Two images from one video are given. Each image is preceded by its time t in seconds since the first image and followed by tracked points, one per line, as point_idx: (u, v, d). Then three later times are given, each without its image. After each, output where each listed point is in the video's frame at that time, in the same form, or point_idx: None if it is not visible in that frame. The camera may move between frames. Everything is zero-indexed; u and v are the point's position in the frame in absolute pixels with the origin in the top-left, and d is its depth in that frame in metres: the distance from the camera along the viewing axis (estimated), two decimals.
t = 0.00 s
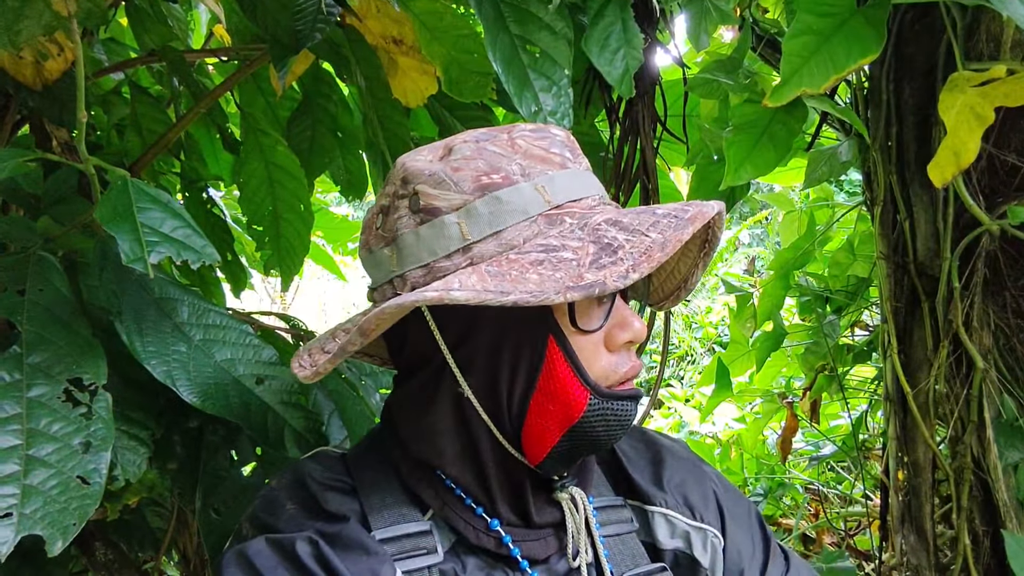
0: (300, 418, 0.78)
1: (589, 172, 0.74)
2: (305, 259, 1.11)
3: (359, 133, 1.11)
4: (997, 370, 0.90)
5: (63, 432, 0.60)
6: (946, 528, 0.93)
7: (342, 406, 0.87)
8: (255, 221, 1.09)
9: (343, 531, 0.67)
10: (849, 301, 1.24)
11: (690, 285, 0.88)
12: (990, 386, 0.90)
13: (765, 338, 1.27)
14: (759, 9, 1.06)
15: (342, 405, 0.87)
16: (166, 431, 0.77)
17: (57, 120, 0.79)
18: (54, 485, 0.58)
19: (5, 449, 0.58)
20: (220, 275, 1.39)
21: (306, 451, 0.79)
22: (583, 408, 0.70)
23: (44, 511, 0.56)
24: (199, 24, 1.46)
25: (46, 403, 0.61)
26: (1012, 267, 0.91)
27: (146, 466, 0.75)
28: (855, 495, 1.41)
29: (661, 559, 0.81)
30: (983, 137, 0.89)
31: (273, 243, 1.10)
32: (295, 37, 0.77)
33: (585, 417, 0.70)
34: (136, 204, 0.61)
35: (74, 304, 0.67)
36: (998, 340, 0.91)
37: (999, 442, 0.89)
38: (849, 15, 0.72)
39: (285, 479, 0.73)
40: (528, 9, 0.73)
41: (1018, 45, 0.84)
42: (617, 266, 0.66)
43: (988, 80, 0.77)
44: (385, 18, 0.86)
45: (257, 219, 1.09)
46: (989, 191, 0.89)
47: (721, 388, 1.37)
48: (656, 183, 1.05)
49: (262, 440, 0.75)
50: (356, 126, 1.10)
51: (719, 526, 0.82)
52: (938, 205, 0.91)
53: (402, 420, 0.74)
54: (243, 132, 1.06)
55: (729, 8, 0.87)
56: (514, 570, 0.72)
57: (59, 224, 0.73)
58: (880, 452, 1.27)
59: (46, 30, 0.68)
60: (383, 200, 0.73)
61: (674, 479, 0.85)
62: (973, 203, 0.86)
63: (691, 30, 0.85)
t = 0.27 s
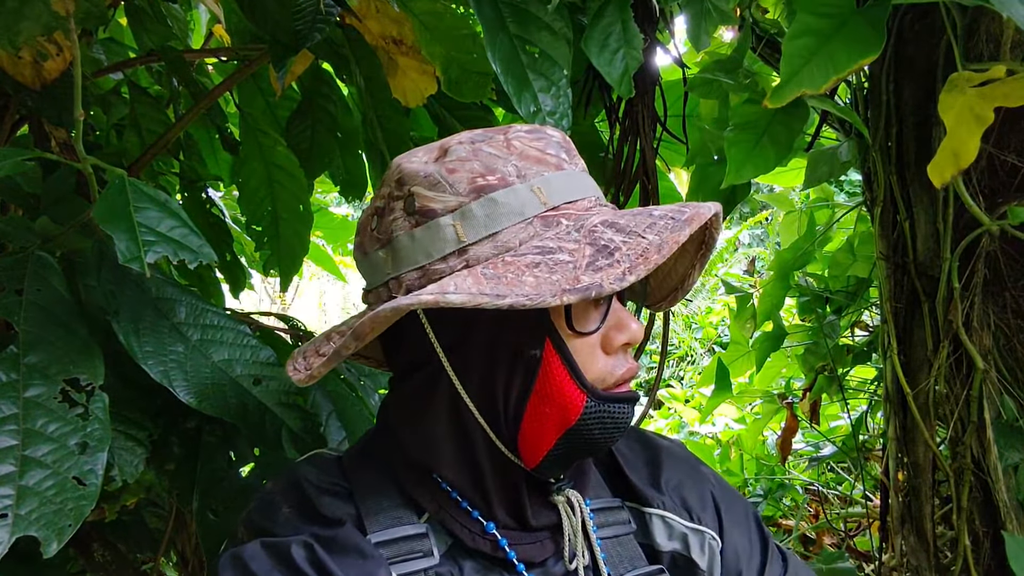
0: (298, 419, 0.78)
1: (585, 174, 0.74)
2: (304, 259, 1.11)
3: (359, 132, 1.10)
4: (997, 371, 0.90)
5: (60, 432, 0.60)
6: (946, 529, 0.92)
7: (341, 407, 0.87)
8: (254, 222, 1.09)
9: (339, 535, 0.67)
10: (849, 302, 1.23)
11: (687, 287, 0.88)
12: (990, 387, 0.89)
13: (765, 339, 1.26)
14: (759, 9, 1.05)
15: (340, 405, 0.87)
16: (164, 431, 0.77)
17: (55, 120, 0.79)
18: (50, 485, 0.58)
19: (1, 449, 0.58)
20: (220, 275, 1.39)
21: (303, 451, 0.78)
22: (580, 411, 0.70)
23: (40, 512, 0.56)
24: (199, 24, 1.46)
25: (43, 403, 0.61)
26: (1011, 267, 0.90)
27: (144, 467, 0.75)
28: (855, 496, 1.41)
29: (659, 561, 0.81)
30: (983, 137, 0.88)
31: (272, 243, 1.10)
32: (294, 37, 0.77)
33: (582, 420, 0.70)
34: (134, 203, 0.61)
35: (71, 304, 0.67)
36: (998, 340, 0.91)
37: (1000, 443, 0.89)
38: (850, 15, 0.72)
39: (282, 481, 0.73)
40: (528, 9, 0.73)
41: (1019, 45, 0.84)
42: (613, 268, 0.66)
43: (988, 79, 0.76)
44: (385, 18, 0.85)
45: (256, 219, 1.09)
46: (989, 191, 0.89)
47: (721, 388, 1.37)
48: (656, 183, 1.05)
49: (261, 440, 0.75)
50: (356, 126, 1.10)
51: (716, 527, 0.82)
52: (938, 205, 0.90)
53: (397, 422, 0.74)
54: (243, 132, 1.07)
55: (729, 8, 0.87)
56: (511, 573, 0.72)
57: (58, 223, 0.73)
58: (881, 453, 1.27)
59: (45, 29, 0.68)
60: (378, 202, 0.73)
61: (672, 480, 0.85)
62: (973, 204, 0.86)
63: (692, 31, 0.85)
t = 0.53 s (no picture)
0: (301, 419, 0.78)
1: (585, 176, 0.74)
2: (305, 260, 1.11)
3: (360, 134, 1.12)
4: (998, 371, 0.90)
5: (65, 432, 0.60)
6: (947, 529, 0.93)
7: (343, 407, 0.87)
8: (256, 222, 1.09)
9: (340, 534, 0.67)
10: (850, 302, 1.24)
11: (686, 288, 0.88)
12: (991, 387, 0.89)
13: (766, 339, 1.27)
14: (760, 10, 1.06)
15: (343, 405, 0.87)
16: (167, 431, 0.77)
17: (58, 121, 0.79)
18: (56, 485, 0.58)
19: (7, 449, 0.58)
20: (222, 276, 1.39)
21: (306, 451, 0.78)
22: (580, 414, 0.70)
23: (45, 511, 0.56)
24: (200, 25, 1.46)
25: (48, 403, 0.61)
26: (1012, 267, 0.90)
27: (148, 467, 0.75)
28: (856, 496, 1.41)
29: (660, 560, 0.81)
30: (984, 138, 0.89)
31: (274, 244, 1.11)
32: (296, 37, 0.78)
33: (582, 423, 0.70)
34: (138, 204, 0.61)
35: (76, 304, 0.67)
36: (999, 341, 0.91)
37: (1000, 443, 0.89)
38: (851, 15, 0.72)
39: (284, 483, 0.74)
40: (530, 10, 0.73)
41: (1019, 46, 0.84)
42: (613, 272, 0.66)
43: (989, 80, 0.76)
44: (385, 18, 0.84)
45: (258, 220, 1.09)
46: (990, 192, 0.89)
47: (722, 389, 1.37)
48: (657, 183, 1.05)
49: (264, 440, 0.75)
50: (358, 127, 1.11)
51: (717, 526, 0.82)
52: (939, 206, 0.91)
53: (398, 423, 0.74)
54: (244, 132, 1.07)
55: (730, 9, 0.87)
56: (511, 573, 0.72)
57: (62, 224, 0.73)
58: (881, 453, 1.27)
59: (48, 31, 0.68)
60: (378, 203, 0.73)
61: (673, 479, 0.85)
62: (974, 204, 0.86)
63: (693, 31, 0.85)
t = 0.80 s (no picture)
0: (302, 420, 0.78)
1: (582, 178, 0.74)
2: (306, 260, 1.11)
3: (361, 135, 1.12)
4: (997, 372, 0.90)
5: (66, 432, 0.61)
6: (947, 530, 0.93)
7: (343, 407, 0.87)
8: (256, 223, 1.10)
9: (338, 532, 0.67)
10: (850, 303, 1.24)
11: (683, 291, 0.88)
12: (990, 388, 0.90)
13: (765, 340, 1.27)
14: (760, 12, 1.06)
15: (343, 406, 0.87)
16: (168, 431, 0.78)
17: (60, 122, 0.80)
18: (57, 485, 0.58)
19: (9, 449, 0.58)
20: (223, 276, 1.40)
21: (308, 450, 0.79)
22: (576, 416, 0.70)
23: (47, 511, 0.57)
24: (202, 26, 1.46)
25: (50, 403, 0.61)
26: (1012, 268, 0.90)
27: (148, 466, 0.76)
28: (855, 497, 1.41)
29: (659, 559, 0.81)
30: (983, 140, 0.89)
31: (275, 245, 1.11)
32: (295, 38, 0.78)
33: (578, 425, 0.70)
34: (140, 205, 0.61)
35: (77, 304, 0.67)
36: (998, 342, 0.91)
37: (1000, 444, 0.88)
38: (850, 18, 0.73)
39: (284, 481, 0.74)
40: (531, 13, 0.74)
41: (1018, 49, 0.84)
42: (610, 275, 0.66)
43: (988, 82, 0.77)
44: (386, 19, 0.85)
45: (258, 220, 1.10)
46: (989, 193, 0.89)
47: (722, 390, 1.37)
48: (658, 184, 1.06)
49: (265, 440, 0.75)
50: (358, 128, 1.11)
51: (716, 525, 0.82)
52: (938, 207, 0.91)
53: (397, 424, 0.74)
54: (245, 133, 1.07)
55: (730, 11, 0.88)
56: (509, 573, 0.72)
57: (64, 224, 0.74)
58: (881, 454, 1.27)
59: (51, 33, 0.68)
60: (377, 205, 0.73)
61: (671, 478, 0.85)
62: (973, 205, 0.87)
63: (693, 32, 0.85)
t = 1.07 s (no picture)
0: (301, 420, 0.78)
1: (583, 179, 0.74)
2: (306, 261, 1.11)
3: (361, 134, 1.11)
4: (998, 373, 0.90)
5: (64, 433, 0.60)
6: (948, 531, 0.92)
7: (343, 407, 0.87)
8: (256, 223, 1.09)
9: (337, 534, 0.67)
10: (851, 304, 1.24)
11: (683, 292, 0.88)
12: (992, 389, 0.89)
13: (766, 341, 1.27)
14: (760, 12, 1.06)
15: (342, 406, 0.87)
16: (168, 432, 0.77)
17: (59, 123, 0.80)
18: (55, 486, 0.58)
19: (6, 450, 0.58)
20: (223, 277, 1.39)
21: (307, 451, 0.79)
22: (576, 418, 0.70)
23: (44, 512, 0.57)
24: (202, 27, 1.46)
25: (47, 404, 0.61)
26: (1013, 269, 0.90)
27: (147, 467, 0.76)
28: (857, 498, 1.41)
29: (658, 560, 0.81)
30: (985, 140, 0.88)
31: (274, 245, 1.11)
32: (295, 38, 0.78)
33: (578, 427, 0.70)
34: (138, 206, 0.61)
35: (76, 305, 0.67)
36: (1000, 343, 0.91)
37: (1001, 445, 0.88)
38: (852, 18, 0.72)
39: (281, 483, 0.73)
40: (531, 12, 0.73)
41: (1020, 49, 0.84)
42: (611, 276, 0.66)
43: (990, 82, 0.76)
44: (386, 19, 0.85)
45: (258, 221, 1.09)
46: (990, 194, 0.89)
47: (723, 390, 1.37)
48: (659, 185, 1.05)
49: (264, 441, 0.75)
50: (358, 128, 1.10)
51: (716, 525, 0.82)
52: (940, 208, 0.91)
53: (396, 425, 0.74)
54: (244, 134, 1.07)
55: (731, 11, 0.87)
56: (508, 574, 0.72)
57: (63, 225, 0.74)
58: (882, 455, 1.27)
59: (50, 33, 0.68)
60: (376, 206, 0.73)
61: (671, 479, 0.85)
62: (975, 206, 0.86)
63: (693, 33, 0.85)
